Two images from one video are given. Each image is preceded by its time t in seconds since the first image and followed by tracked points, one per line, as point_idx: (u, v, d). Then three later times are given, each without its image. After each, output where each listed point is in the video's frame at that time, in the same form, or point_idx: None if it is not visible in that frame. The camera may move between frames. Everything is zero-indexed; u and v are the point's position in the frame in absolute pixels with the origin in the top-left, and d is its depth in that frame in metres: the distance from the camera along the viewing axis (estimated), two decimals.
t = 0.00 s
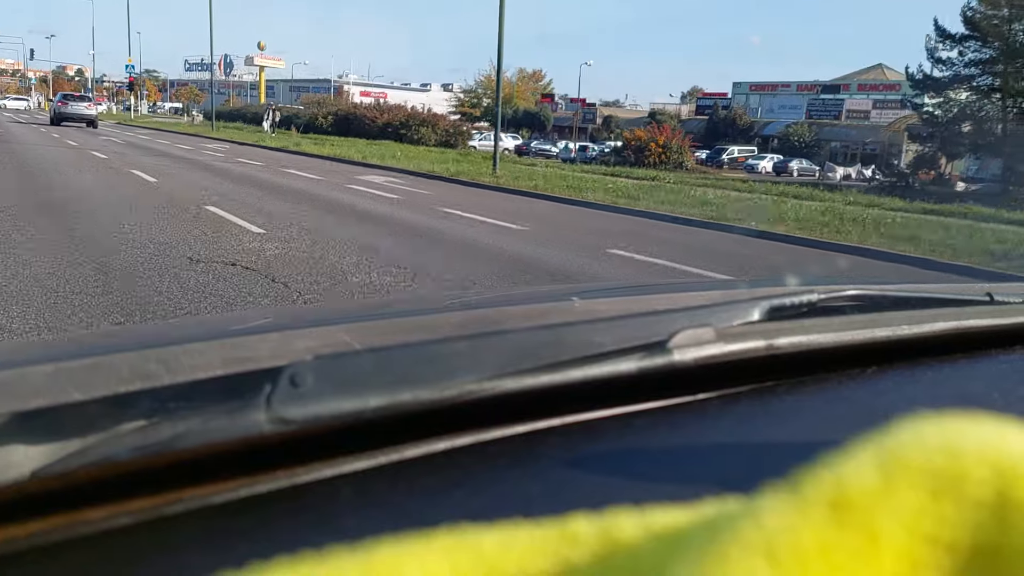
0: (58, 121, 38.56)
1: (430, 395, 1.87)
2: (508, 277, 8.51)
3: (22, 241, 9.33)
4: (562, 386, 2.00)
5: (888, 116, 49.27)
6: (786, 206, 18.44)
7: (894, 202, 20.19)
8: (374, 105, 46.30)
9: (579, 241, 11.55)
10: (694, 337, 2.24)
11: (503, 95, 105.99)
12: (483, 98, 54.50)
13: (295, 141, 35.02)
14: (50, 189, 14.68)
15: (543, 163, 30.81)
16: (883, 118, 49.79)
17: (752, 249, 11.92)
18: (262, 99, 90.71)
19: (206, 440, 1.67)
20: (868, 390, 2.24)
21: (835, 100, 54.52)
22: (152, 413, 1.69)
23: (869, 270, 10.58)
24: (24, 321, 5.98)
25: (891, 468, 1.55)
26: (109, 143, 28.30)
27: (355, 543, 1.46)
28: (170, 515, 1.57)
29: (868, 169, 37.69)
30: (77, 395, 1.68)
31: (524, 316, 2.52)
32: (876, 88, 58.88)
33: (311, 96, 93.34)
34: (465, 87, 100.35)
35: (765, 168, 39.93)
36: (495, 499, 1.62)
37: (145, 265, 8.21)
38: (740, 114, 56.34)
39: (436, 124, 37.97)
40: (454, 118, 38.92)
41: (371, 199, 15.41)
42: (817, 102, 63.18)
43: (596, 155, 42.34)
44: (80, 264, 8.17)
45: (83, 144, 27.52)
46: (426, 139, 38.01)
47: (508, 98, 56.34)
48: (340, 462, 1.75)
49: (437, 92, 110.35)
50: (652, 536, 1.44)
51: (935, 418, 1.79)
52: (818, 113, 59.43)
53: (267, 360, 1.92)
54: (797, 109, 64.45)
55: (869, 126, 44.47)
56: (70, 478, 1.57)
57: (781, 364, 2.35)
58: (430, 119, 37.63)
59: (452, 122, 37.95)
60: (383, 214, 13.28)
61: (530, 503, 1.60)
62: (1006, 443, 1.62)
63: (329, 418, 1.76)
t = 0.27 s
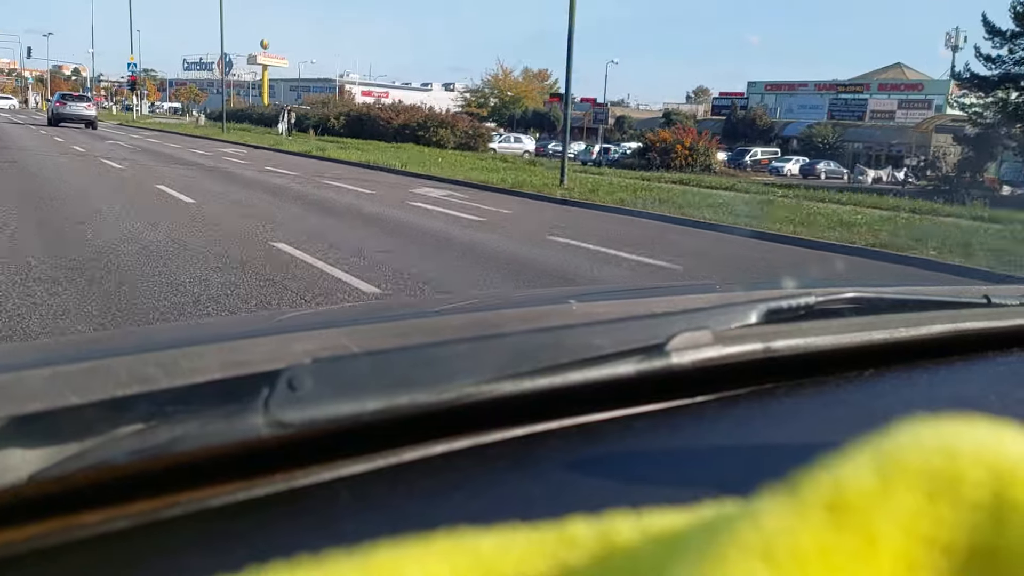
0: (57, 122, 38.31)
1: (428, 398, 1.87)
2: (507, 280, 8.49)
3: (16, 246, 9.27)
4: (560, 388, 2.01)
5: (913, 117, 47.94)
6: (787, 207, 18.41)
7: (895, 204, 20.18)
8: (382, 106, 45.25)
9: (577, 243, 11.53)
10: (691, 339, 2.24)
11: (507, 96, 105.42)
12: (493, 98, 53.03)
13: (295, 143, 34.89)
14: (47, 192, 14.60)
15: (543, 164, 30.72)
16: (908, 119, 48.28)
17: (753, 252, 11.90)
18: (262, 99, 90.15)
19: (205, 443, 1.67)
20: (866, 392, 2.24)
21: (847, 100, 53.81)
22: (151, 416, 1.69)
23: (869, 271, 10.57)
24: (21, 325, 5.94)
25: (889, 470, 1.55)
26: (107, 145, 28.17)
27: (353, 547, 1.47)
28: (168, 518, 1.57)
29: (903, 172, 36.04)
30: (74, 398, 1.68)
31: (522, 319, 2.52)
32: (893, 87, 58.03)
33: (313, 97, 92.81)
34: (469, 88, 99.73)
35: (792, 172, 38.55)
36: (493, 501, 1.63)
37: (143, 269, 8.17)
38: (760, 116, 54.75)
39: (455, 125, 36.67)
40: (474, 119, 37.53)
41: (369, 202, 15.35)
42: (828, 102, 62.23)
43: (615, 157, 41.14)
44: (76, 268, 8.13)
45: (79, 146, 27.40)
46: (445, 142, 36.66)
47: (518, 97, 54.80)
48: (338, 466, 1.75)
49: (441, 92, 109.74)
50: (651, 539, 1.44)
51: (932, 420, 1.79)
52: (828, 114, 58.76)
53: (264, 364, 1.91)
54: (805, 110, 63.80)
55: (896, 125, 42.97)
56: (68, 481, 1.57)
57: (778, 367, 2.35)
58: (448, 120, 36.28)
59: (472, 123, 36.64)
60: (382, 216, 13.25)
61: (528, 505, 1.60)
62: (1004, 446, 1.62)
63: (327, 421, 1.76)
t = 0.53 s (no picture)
0: (58, 120, 38.12)
1: (426, 398, 1.87)
2: (507, 280, 8.48)
3: (10, 245, 9.21)
4: (557, 388, 2.00)
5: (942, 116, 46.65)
6: (787, 205, 18.42)
7: (896, 204, 20.18)
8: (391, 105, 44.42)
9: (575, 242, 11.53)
10: (690, 339, 2.24)
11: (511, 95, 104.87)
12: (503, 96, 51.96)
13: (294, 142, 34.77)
14: (46, 190, 14.55)
15: (543, 163, 30.64)
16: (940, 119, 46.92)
17: (753, 252, 11.88)
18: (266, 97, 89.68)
19: (202, 443, 1.67)
20: (864, 392, 2.24)
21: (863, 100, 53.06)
22: (148, 416, 1.68)
23: (870, 272, 10.58)
24: (19, 325, 5.91)
25: (887, 469, 1.55)
26: (106, 144, 28.02)
27: (351, 546, 1.47)
28: (166, 517, 1.57)
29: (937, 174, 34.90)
30: (72, 398, 1.68)
31: (521, 318, 2.52)
32: (913, 87, 57.23)
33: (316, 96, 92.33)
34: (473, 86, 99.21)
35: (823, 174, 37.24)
36: (491, 502, 1.62)
37: (139, 269, 8.12)
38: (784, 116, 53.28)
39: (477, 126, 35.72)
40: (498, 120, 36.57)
41: (367, 201, 15.30)
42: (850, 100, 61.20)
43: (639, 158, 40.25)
44: (72, 268, 8.08)
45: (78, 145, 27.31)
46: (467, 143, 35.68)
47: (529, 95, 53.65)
48: (335, 466, 1.74)
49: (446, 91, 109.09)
50: (650, 538, 1.44)
51: (930, 420, 1.80)
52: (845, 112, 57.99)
53: (262, 363, 1.91)
54: (817, 108, 63.16)
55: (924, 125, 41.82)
56: (65, 481, 1.57)
57: (776, 366, 2.35)
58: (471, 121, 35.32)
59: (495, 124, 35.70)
60: (381, 216, 13.22)
61: (526, 506, 1.60)
62: (1002, 446, 1.62)
63: (325, 421, 1.76)
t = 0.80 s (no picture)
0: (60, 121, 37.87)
1: (424, 397, 1.87)
2: (506, 280, 8.47)
3: (5, 245, 9.19)
4: (553, 388, 2.00)
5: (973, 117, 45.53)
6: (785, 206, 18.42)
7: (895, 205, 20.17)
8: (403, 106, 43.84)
9: (574, 242, 11.52)
10: (687, 338, 2.24)
11: (516, 94, 104.33)
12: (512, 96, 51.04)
13: (294, 141, 34.68)
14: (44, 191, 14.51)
15: (542, 163, 30.61)
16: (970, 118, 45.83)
17: (753, 251, 11.87)
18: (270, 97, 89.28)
19: (199, 442, 1.67)
20: (861, 391, 2.24)
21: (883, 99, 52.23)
22: (144, 415, 1.69)
23: (869, 271, 10.57)
24: (16, 326, 5.89)
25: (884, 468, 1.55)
26: (106, 144, 27.89)
27: (348, 545, 1.47)
28: (163, 517, 1.57)
29: (976, 177, 33.74)
30: (68, 397, 1.68)
31: (519, 318, 2.52)
32: (938, 86, 56.20)
33: (320, 95, 91.90)
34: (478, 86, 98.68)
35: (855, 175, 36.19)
36: (487, 501, 1.63)
37: (135, 268, 8.11)
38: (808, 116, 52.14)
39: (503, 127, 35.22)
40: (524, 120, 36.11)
41: (367, 201, 15.27)
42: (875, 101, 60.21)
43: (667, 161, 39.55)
44: (71, 268, 8.07)
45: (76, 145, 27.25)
46: (493, 144, 35.22)
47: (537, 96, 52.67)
48: (332, 466, 1.74)
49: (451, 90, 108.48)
50: (647, 538, 1.44)
51: (926, 419, 1.80)
52: (871, 114, 57.14)
53: (259, 362, 1.91)
54: (827, 107, 62.59)
55: (955, 126, 40.67)
56: (62, 481, 1.57)
57: (773, 365, 2.35)
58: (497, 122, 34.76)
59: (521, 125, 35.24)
60: (380, 216, 13.19)
61: (523, 505, 1.60)
62: (998, 445, 1.62)
63: (322, 419, 1.76)
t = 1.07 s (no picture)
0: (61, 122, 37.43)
1: (422, 396, 1.87)
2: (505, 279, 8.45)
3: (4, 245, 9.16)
4: (552, 386, 2.00)
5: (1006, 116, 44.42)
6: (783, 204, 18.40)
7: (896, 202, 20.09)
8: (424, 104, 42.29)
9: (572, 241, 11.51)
10: (685, 336, 2.24)
11: (522, 93, 103.68)
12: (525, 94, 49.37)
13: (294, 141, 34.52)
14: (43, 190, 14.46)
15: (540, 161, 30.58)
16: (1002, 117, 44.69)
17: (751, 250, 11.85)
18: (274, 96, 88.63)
19: (197, 441, 1.66)
20: (859, 389, 2.24)
21: (910, 97, 50.86)
22: (142, 415, 1.69)
23: (869, 269, 10.57)
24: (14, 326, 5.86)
25: (882, 466, 1.56)
26: (106, 144, 27.73)
27: (345, 545, 1.47)
28: (162, 516, 1.57)
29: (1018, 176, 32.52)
30: (66, 397, 1.68)
31: (518, 317, 2.52)
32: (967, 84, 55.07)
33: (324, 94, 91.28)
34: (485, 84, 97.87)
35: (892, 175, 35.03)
36: (485, 500, 1.62)
37: (130, 268, 8.06)
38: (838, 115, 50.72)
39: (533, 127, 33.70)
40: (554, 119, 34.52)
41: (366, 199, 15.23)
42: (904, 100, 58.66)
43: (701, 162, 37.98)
44: (71, 267, 8.06)
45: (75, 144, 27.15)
46: (521, 146, 33.76)
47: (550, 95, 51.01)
48: (330, 465, 1.74)
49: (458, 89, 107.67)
50: (645, 536, 1.44)
51: (926, 417, 1.80)
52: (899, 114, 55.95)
53: (257, 361, 1.91)
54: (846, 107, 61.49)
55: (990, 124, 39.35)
56: (61, 480, 1.57)
57: (772, 364, 2.35)
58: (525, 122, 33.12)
59: (550, 125, 33.60)
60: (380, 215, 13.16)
61: (521, 503, 1.60)
62: (996, 443, 1.63)
63: (320, 418, 1.75)
